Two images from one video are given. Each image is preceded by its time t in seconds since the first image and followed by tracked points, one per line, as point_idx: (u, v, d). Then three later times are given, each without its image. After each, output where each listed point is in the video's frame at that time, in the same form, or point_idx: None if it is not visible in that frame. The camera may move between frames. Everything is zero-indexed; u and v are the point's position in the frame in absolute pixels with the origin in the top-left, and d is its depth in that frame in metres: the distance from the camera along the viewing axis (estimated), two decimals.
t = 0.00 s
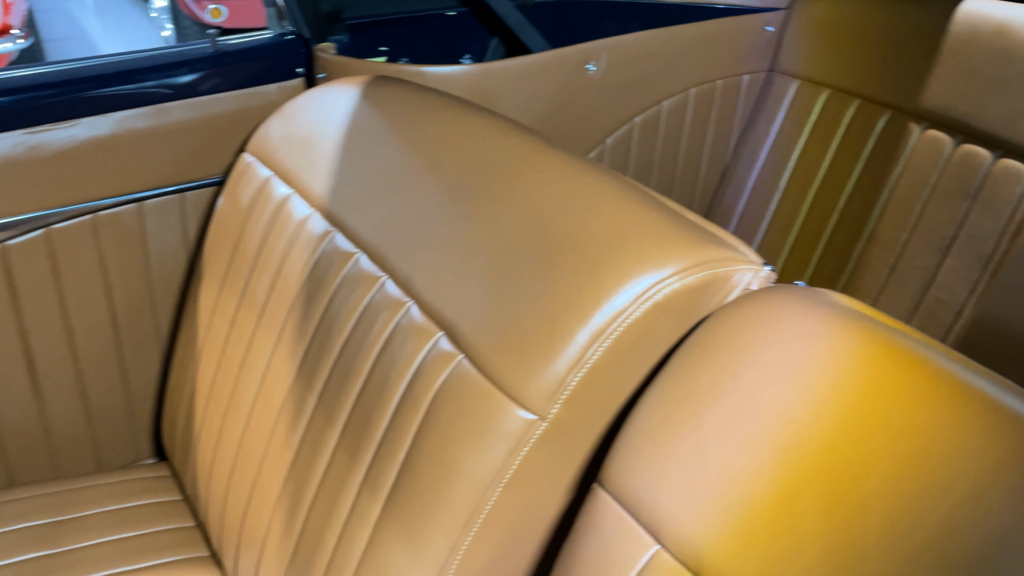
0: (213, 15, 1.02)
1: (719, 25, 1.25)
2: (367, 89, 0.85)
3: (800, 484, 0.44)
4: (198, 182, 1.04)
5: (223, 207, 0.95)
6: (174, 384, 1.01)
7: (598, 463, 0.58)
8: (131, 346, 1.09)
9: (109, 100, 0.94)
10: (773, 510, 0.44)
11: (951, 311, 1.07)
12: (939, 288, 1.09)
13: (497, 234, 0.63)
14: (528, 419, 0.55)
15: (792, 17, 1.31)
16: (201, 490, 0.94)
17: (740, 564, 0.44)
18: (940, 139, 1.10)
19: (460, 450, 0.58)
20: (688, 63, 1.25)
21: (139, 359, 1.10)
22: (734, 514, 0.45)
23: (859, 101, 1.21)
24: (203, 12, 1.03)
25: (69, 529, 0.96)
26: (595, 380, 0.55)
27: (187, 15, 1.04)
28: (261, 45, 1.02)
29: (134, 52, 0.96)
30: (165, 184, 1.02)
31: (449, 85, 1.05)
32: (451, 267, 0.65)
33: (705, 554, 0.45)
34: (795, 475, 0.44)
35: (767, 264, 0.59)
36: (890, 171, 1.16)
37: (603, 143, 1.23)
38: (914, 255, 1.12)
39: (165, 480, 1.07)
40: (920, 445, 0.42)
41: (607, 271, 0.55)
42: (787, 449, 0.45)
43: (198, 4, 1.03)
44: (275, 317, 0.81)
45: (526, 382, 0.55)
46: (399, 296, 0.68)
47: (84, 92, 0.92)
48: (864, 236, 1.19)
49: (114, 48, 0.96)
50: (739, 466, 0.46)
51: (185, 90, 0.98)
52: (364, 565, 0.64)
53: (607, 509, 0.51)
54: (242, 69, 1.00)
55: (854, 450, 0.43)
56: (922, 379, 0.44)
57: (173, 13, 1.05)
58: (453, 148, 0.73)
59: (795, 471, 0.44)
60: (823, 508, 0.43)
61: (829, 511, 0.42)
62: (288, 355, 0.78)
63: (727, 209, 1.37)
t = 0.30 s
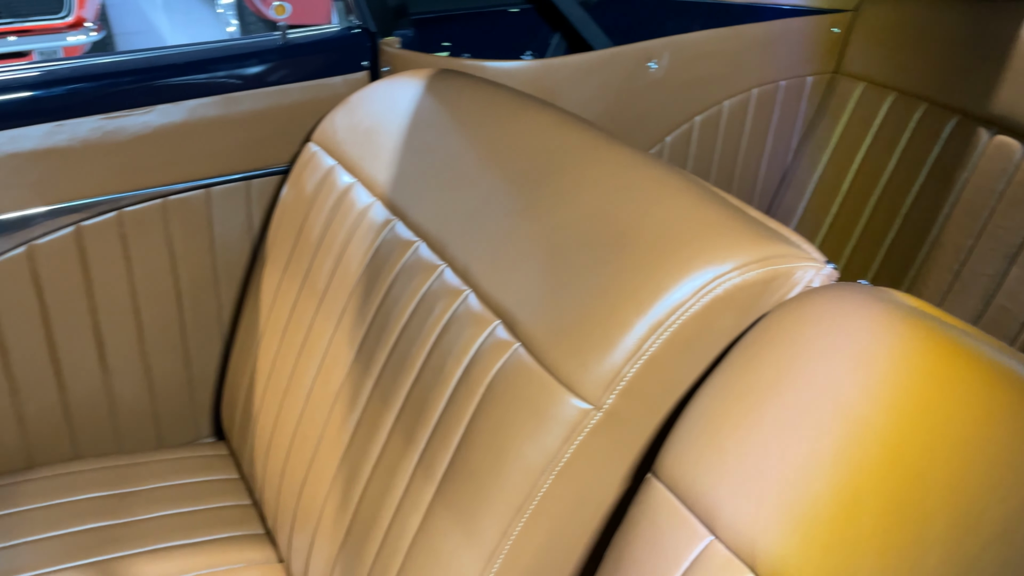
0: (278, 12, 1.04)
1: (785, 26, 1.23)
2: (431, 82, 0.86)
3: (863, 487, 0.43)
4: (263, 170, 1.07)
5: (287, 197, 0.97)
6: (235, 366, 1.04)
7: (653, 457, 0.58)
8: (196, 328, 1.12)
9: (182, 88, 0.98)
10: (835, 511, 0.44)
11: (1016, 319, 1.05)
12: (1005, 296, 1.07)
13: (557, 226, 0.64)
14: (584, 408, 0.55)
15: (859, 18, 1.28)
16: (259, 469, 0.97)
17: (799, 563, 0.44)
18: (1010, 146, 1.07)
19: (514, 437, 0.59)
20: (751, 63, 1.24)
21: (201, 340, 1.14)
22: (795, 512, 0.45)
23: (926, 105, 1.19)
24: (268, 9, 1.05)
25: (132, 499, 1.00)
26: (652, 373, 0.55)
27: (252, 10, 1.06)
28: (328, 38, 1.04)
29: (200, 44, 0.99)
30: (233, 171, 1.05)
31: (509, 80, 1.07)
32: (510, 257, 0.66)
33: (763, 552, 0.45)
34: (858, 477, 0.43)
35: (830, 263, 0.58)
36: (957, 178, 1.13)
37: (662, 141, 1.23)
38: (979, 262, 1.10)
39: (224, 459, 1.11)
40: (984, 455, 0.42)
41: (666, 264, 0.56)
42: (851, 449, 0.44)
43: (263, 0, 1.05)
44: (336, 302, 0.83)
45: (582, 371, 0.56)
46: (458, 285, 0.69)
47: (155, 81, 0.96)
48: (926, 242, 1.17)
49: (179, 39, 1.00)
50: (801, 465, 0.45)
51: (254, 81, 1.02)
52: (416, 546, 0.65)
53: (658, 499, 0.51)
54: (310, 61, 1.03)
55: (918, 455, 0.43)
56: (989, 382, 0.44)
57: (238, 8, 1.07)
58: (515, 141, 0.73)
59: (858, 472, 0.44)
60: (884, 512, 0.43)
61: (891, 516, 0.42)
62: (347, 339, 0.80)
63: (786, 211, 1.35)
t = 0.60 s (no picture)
0: (340, 10, 1.06)
1: (849, 26, 1.22)
2: (491, 74, 0.87)
3: (932, 486, 0.42)
4: (325, 160, 1.10)
5: (348, 186, 1.00)
6: (292, 349, 1.07)
7: (704, 449, 0.58)
8: (255, 311, 1.16)
9: (249, 76, 1.01)
10: (902, 509, 0.42)
11: None
12: None
13: (615, 217, 0.64)
14: (636, 398, 0.56)
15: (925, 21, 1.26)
16: (312, 451, 0.99)
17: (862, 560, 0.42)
18: None
19: (566, 425, 0.59)
20: (813, 63, 1.22)
21: (260, 324, 1.17)
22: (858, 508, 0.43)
23: (993, 110, 1.16)
24: (331, 6, 1.06)
25: (190, 474, 1.04)
26: (705, 365, 0.55)
27: (314, 7, 1.07)
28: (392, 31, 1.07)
29: (259, 35, 1.02)
30: (295, 160, 1.08)
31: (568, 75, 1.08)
32: (566, 248, 0.66)
33: (823, 547, 0.43)
34: (928, 477, 0.42)
35: (891, 261, 0.58)
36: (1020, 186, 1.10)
37: (720, 140, 1.22)
38: None
39: (278, 439, 1.14)
40: None
41: (723, 257, 0.56)
42: (921, 449, 0.43)
43: None
44: (392, 288, 0.85)
45: (635, 361, 0.56)
46: (513, 274, 0.70)
47: (220, 70, 0.99)
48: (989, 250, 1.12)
49: (238, 28, 1.03)
50: (867, 460, 0.44)
51: (319, 72, 1.04)
52: (465, 528, 0.66)
53: (708, 489, 0.50)
54: (373, 53, 1.06)
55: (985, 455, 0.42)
56: None
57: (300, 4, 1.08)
58: (574, 133, 0.74)
59: (928, 472, 0.42)
60: (952, 513, 0.42)
61: (959, 517, 0.42)
62: (403, 324, 0.81)
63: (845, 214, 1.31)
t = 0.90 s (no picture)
0: (396, 7, 1.07)
1: (906, 26, 1.20)
2: (544, 67, 0.88)
3: (968, 477, 0.42)
4: (378, 150, 1.13)
5: (399, 176, 1.01)
6: (341, 334, 1.09)
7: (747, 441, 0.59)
8: (306, 296, 1.19)
9: (308, 66, 1.04)
10: (941, 498, 0.42)
11: None
12: None
13: (663, 207, 0.65)
14: (679, 386, 0.56)
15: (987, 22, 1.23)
16: (358, 433, 1.02)
17: (902, 549, 0.42)
18: None
19: (609, 412, 0.60)
20: (871, 63, 1.20)
21: (310, 309, 1.20)
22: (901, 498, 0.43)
23: None
24: (387, 3, 1.07)
25: (240, 451, 1.07)
26: (750, 356, 0.55)
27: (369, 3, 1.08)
28: (447, 24, 1.09)
29: (316, 26, 1.05)
30: (349, 149, 1.11)
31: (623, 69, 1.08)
32: (614, 237, 0.67)
33: (864, 535, 0.43)
34: (966, 468, 0.43)
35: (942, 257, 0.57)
36: None
37: (772, 138, 1.20)
38: None
39: (325, 421, 1.16)
40: None
41: (771, 249, 0.56)
42: (962, 440, 0.43)
43: None
44: (441, 275, 0.86)
45: (680, 350, 0.57)
46: (560, 263, 0.71)
47: (279, 60, 1.02)
48: None
49: (294, 19, 1.05)
50: (911, 448, 0.43)
51: (375, 63, 1.07)
52: (507, 510, 0.68)
53: (749, 477, 0.50)
54: (428, 46, 1.08)
55: (1016, 450, 0.43)
56: None
57: None
58: (624, 126, 0.75)
59: (966, 463, 0.43)
60: (983, 504, 0.43)
61: (988, 507, 0.43)
62: (450, 311, 0.83)
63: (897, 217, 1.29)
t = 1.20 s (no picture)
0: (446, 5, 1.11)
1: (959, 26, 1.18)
2: (591, 59, 0.89)
3: (1006, 466, 0.42)
4: (425, 140, 1.15)
5: (446, 166, 1.03)
6: (385, 319, 1.12)
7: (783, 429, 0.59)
8: (352, 282, 1.22)
9: (359, 57, 1.07)
10: (977, 486, 0.42)
11: None
12: None
13: (705, 197, 0.65)
14: (717, 373, 0.57)
15: None
16: (399, 416, 1.04)
17: (938, 537, 0.42)
18: None
19: (646, 396, 0.61)
20: (924, 62, 1.18)
21: (355, 294, 1.23)
22: (935, 484, 0.43)
23: None
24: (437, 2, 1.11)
25: (284, 429, 1.11)
26: (788, 345, 0.56)
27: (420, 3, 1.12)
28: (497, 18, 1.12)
29: (368, 18, 1.08)
30: (397, 138, 1.14)
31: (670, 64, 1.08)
32: (656, 226, 0.68)
33: (897, 520, 0.44)
34: (1003, 457, 0.42)
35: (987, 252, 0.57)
36: None
37: (819, 137, 1.19)
38: None
39: (366, 404, 1.19)
40: None
41: (813, 240, 0.56)
42: (999, 428, 0.43)
43: None
44: (484, 262, 0.88)
45: (719, 337, 0.57)
46: (602, 251, 0.72)
47: (332, 50, 1.05)
48: None
49: (345, 13, 1.09)
50: (947, 437, 0.44)
51: (424, 55, 1.09)
52: (543, 491, 0.69)
53: (784, 461, 0.50)
54: (477, 39, 1.10)
55: None
56: None
57: None
58: (670, 118, 0.76)
59: (1004, 452, 0.43)
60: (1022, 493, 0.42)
61: None
62: (492, 297, 0.85)
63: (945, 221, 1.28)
